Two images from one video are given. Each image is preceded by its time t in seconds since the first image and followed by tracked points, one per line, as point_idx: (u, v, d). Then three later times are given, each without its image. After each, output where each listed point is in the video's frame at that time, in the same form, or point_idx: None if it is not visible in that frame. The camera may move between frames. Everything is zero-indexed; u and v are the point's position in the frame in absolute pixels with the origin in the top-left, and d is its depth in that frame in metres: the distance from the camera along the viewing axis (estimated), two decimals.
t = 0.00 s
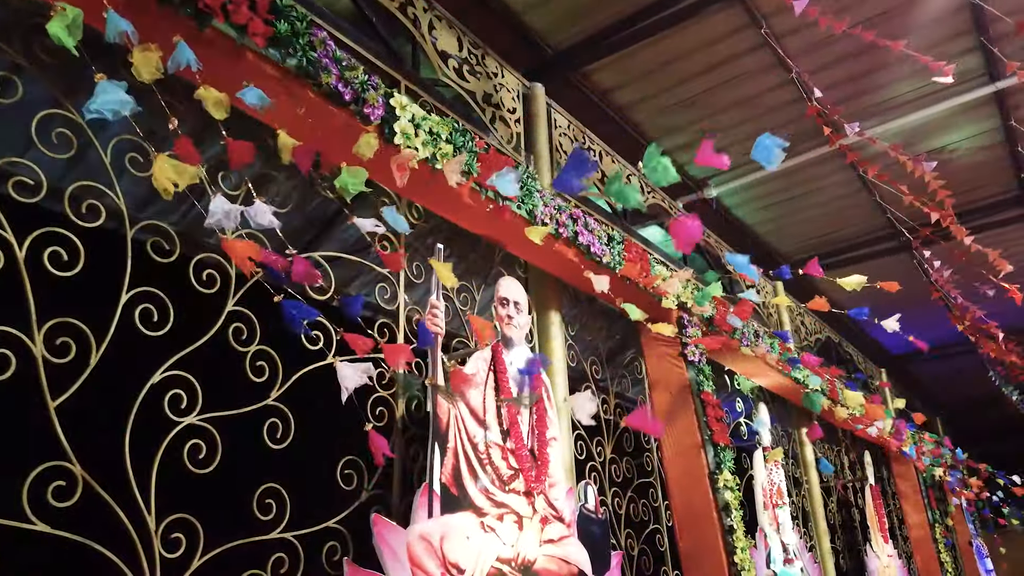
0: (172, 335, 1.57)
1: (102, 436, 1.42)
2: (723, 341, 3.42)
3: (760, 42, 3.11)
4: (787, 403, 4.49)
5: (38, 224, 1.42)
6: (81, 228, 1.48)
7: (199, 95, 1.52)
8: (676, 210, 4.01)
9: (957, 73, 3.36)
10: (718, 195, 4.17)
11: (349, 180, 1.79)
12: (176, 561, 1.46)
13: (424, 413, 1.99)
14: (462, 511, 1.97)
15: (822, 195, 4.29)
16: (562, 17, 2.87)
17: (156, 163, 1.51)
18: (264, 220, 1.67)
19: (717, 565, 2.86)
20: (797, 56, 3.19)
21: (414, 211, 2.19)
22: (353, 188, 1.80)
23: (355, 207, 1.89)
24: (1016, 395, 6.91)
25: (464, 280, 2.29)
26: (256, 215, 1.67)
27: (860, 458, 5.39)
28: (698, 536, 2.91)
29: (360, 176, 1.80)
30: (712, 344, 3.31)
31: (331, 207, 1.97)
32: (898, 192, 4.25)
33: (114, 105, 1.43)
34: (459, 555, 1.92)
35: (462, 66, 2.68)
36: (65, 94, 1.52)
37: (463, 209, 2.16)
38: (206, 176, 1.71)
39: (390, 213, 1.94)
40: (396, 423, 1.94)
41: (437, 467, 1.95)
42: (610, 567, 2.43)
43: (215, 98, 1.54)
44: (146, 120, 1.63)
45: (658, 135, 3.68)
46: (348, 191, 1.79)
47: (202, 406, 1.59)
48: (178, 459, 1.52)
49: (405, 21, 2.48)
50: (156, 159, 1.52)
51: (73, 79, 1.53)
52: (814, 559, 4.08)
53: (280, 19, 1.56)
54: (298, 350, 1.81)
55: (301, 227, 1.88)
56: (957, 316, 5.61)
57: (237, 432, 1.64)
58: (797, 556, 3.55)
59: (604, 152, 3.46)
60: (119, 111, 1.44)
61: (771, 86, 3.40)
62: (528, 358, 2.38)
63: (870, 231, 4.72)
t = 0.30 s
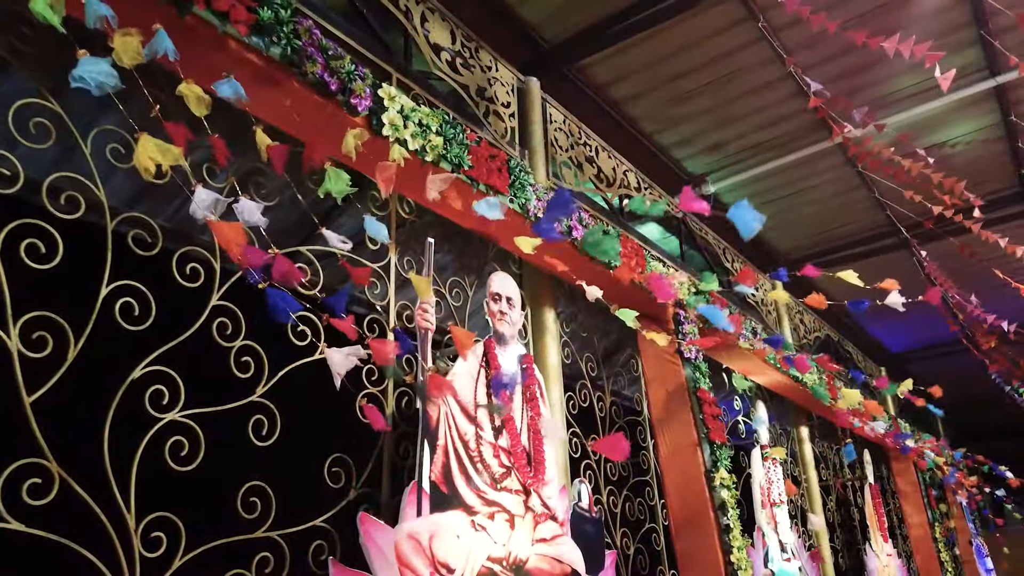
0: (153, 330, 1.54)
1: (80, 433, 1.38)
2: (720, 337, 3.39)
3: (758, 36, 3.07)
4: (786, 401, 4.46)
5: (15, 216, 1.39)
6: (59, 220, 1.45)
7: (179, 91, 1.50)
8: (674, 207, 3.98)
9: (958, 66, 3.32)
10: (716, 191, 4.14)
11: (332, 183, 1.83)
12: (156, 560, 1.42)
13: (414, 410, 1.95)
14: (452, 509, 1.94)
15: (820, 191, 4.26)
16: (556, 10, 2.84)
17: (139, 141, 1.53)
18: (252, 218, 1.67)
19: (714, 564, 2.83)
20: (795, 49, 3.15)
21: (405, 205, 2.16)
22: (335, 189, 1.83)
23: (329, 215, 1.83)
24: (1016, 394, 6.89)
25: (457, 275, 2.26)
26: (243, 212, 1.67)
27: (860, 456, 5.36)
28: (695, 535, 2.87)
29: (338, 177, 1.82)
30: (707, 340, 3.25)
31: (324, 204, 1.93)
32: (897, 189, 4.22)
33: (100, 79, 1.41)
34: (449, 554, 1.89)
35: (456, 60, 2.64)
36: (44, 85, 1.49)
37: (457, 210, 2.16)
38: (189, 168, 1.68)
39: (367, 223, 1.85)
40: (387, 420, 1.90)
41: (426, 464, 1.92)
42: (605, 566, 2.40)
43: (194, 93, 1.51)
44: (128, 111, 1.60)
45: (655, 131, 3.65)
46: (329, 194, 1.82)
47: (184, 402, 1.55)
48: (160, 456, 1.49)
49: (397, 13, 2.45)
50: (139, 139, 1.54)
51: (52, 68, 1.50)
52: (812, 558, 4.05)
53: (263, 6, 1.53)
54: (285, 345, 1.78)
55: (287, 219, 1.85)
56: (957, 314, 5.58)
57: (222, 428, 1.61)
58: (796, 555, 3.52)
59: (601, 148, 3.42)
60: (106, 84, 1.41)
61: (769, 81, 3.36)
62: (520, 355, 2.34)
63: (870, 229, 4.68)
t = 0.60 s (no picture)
0: (133, 326, 1.50)
1: (54, 432, 1.35)
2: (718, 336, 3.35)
3: (755, 30, 3.03)
4: (785, 401, 4.42)
5: None
6: (34, 214, 1.41)
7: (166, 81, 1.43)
8: (671, 205, 3.94)
9: (956, 63, 3.28)
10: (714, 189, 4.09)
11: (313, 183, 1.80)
12: (134, 563, 1.39)
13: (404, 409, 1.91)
14: (442, 510, 1.89)
15: (819, 189, 4.23)
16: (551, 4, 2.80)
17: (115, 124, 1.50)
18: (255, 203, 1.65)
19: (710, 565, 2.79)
20: (793, 44, 3.11)
21: (397, 201, 2.12)
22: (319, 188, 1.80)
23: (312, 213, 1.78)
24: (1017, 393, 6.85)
25: (449, 273, 2.22)
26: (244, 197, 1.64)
27: (860, 457, 5.31)
28: (691, 536, 2.83)
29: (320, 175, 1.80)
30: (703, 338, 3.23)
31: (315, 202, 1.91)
32: (897, 186, 4.18)
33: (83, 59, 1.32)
34: (437, 557, 1.84)
35: (449, 53, 2.60)
36: (19, 76, 1.44)
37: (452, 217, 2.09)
38: (172, 163, 1.65)
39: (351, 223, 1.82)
40: (375, 419, 1.88)
41: (415, 465, 1.87)
42: (599, 568, 2.35)
43: (181, 83, 1.43)
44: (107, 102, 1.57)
45: (652, 127, 3.61)
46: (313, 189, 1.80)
47: (164, 401, 1.51)
48: (139, 456, 1.45)
49: (389, 7, 2.40)
50: (118, 121, 1.50)
51: (28, 59, 1.46)
52: (811, 559, 4.01)
53: None
54: (269, 344, 1.74)
55: (272, 215, 1.81)
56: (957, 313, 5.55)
57: (203, 427, 1.57)
58: (794, 557, 3.47)
59: (597, 144, 3.38)
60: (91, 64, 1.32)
61: (766, 77, 3.33)
62: (512, 353, 2.30)
63: (869, 226, 4.65)
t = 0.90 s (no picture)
0: (110, 325, 1.47)
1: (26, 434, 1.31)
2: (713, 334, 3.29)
3: (752, 27, 3.00)
4: (781, 402, 4.40)
5: None
6: (8, 210, 1.37)
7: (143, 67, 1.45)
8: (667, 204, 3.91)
9: (954, 60, 3.25)
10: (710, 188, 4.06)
11: (303, 173, 1.74)
12: (110, 568, 1.35)
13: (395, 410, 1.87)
14: (430, 513, 1.83)
15: (817, 189, 4.20)
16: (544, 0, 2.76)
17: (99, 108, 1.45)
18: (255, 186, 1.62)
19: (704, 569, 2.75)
20: (789, 42, 3.09)
21: (386, 197, 2.08)
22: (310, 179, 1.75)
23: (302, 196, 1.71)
24: (1016, 393, 6.83)
25: (440, 272, 2.17)
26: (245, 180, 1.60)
27: (858, 459, 5.30)
28: (686, 539, 2.80)
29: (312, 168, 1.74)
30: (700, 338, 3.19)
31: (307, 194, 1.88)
32: (895, 185, 4.15)
33: (65, 45, 1.32)
34: (425, 561, 1.76)
35: (440, 49, 2.55)
36: None
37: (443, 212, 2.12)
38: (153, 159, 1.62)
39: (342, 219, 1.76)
40: (363, 419, 1.84)
41: (403, 467, 1.79)
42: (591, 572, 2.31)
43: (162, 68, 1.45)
44: (85, 96, 1.53)
45: (648, 125, 3.58)
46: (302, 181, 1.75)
47: (143, 401, 1.47)
48: (115, 459, 1.41)
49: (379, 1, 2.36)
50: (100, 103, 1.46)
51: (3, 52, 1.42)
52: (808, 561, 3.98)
53: None
54: (253, 343, 1.71)
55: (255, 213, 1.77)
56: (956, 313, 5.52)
57: (183, 429, 1.53)
58: (791, 560, 3.43)
59: (591, 142, 3.34)
60: (71, 50, 1.32)
61: (763, 74, 3.29)
62: (502, 352, 2.24)
63: (866, 226, 4.62)
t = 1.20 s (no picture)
0: (86, 322, 1.43)
1: None
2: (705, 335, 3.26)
3: (746, 24, 2.98)
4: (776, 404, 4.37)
5: None
6: None
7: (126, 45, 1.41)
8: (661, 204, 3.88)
9: (950, 59, 3.23)
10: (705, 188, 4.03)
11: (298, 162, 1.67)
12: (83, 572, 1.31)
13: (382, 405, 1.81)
14: (416, 515, 1.78)
15: (812, 189, 4.17)
16: None
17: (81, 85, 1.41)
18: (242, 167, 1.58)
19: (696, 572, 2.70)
20: (784, 40, 3.06)
21: (375, 193, 2.04)
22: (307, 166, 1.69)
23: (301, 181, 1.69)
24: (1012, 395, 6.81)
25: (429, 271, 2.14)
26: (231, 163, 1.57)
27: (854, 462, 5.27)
28: (679, 541, 2.75)
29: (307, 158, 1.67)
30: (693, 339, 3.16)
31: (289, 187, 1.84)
32: (890, 185, 4.13)
33: (39, 25, 1.30)
34: (410, 565, 1.72)
35: (431, 45, 2.52)
36: None
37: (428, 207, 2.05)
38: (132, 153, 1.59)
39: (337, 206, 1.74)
40: (348, 421, 1.80)
41: (389, 468, 1.75)
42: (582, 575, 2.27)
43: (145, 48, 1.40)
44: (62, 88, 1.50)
45: (642, 125, 3.55)
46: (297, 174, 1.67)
47: (119, 400, 1.44)
48: (90, 460, 1.38)
49: None
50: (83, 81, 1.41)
51: None
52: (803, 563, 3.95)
53: None
54: (235, 342, 1.67)
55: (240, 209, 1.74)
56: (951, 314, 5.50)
57: (163, 430, 1.50)
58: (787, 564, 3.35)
59: (585, 141, 3.31)
60: (45, 31, 1.31)
61: (758, 72, 3.27)
62: (493, 352, 2.20)
63: (862, 227, 4.60)
